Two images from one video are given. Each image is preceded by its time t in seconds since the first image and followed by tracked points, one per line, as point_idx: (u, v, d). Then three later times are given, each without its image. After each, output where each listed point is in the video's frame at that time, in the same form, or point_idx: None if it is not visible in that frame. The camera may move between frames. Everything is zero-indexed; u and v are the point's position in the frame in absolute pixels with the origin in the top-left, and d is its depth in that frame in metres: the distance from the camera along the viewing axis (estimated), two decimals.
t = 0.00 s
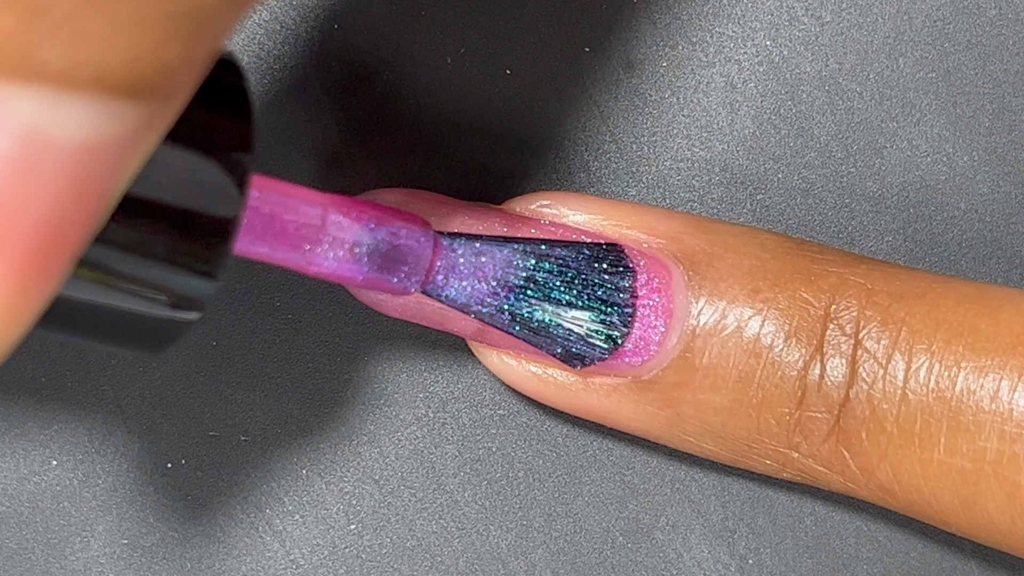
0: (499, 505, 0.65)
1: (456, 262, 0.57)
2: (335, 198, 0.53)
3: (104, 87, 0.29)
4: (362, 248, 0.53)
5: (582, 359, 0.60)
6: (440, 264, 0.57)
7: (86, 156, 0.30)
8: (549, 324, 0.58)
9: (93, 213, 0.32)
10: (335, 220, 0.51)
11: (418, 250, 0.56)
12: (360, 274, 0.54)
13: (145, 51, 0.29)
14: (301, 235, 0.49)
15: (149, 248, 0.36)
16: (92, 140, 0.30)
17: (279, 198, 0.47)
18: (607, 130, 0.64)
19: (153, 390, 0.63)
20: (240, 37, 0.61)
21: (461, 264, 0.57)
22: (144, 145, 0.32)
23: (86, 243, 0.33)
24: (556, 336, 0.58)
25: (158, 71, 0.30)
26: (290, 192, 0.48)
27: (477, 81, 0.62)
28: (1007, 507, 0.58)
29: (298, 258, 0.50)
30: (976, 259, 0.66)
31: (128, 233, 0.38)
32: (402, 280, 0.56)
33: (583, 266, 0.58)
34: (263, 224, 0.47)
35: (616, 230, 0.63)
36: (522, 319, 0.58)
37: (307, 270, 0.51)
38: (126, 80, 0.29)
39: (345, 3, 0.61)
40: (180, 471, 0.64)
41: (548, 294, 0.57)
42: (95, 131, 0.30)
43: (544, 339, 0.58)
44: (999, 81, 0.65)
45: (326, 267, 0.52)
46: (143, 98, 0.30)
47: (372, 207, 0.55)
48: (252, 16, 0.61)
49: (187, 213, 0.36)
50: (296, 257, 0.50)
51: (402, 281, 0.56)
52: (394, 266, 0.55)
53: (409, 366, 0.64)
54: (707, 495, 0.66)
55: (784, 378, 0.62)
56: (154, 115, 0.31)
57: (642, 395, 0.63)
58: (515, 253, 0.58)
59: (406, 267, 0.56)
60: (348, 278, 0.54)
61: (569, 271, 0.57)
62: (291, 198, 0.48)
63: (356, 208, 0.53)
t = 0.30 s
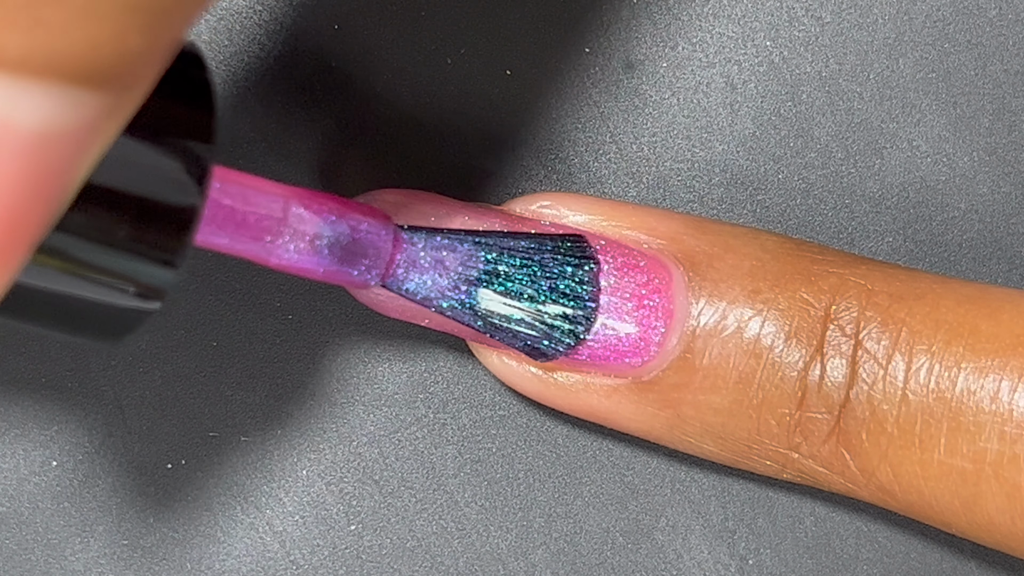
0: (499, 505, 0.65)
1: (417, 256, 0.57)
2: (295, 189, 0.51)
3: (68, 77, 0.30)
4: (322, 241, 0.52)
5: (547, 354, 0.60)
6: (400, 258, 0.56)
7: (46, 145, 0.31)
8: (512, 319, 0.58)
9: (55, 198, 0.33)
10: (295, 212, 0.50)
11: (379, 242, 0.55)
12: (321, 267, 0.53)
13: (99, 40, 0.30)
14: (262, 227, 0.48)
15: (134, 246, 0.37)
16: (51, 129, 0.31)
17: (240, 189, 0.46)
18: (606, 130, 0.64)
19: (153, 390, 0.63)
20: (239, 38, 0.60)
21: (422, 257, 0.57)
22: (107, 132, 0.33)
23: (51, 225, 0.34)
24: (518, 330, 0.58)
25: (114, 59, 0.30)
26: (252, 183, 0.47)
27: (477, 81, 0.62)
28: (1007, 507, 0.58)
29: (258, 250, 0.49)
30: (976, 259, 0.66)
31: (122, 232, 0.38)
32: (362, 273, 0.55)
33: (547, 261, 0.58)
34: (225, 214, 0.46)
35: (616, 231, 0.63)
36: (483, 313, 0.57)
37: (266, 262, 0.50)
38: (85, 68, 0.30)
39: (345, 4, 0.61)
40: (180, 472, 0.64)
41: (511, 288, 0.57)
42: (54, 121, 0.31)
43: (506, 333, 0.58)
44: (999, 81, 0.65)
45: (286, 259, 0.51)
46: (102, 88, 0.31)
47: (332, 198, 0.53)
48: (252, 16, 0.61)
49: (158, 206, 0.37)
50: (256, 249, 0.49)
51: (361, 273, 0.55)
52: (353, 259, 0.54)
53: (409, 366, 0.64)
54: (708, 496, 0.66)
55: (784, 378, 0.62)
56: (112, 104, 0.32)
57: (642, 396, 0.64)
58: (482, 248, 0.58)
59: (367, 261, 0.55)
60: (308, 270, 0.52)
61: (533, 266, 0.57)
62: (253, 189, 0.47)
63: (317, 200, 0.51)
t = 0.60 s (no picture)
0: (499, 505, 0.65)
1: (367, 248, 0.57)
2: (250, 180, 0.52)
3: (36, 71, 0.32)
4: (274, 232, 0.52)
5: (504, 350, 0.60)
6: (352, 251, 0.56)
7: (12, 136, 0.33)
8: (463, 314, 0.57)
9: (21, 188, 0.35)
10: (247, 203, 0.50)
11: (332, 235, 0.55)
12: (273, 258, 0.53)
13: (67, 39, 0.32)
14: (214, 217, 0.49)
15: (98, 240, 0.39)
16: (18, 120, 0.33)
17: (193, 180, 0.47)
18: (606, 130, 0.64)
19: (153, 390, 0.64)
20: (239, 38, 0.61)
21: (370, 249, 0.57)
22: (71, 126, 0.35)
23: (13, 217, 0.36)
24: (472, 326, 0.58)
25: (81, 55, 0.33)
26: (205, 174, 0.48)
27: (476, 80, 0.63)
28: (1007, 508, 0.58)
29: (210, 239, 0.50)
30: (976, 259, 0.66)
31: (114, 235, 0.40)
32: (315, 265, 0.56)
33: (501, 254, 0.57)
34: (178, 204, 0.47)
35: (616, 231, 0.62)
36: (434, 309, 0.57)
37: (218, 251, 0.51)
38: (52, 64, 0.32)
39: (345, 4, 0.61)
40: (181, 471, 0.64)
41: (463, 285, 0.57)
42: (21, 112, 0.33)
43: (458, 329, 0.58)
44: (999, 81, 0.65)
45: (236, 249, 0.52)
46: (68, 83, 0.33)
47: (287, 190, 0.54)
48: (251, 16, 0.61)
49: (119, 197, 0.39)
50: (207, 238, 0.50)
51: (313, 266, 0.55)
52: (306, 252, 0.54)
53: (408, 366, 0.64)
54: (707, 495, 0.66)
55: (785, 379, 0.62)
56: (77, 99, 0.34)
57: (642, 397, 0.63)
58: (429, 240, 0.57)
59: (319, 254, 0.55)
60: (260, 260, 0.53)
61: (490, 261, 0.57)
62: (207, 180, 0.48)
63: (270, 192, 0.52)
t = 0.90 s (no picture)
0: (499, 505, 0.65)
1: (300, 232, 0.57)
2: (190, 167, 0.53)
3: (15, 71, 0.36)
4: (216, 219, 0.53)
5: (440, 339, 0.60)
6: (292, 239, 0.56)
7: None
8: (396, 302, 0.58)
9: None
10: (191, 191, 0.51)
11: (273, 223, 0.56)
12: (211, 245, 0.54)
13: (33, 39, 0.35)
14: (157, 203, 0.50)
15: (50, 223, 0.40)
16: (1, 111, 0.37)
17: (136, 166, 0.48)
18: (607, 130, 0.64)
19: (153, 390, 0.64)
20: (240, 37, 0.61)
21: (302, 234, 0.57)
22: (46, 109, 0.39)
23: None
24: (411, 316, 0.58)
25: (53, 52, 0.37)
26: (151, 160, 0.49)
27: (476, 81, 0.63)
28: (1008, 510, 0.58)
29: (150, 225, 0.51)
30: (976, 259, 0.66)
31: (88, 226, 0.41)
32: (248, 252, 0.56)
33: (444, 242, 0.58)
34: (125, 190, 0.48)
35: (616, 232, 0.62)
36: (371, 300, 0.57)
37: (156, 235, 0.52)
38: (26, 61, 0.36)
39: (345, 4, 0.61)
40: (181, 471, 0.64)
41: (393, 271, 0.57)
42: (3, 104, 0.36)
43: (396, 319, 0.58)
44: (999, 81, 0.65)
45: (178, 236, 0.52)
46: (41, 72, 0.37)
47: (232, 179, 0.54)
48: (252, 16, 0.60)
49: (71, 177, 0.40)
50: (148, 224, 0.51)
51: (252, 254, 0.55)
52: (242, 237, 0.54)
53: (408, 366, 0.64)
54: (707, 495, 0.66)
55: (785, 382, 0.62)
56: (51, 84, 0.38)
57: (643, 399, 0.63)
58: (366, 230, 0.57)
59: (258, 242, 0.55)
60: (200, 248, 0.54)
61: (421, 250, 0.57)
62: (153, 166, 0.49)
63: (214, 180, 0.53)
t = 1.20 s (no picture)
0: (499, 505, 0.65)
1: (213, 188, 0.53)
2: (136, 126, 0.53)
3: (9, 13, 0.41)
4: (95, 168, 0.49)
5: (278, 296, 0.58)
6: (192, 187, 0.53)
7: None
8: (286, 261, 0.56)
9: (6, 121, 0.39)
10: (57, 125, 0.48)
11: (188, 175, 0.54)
12: (102, 184, 0.50)
13: None
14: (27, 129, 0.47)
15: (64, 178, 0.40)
16: None
17: None
18: (607, 129, 0.64)
19: (153, 390, 0.64)
20: (244, 37, 0.63)
21: (217, 193, 0.53)
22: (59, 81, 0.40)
23: None
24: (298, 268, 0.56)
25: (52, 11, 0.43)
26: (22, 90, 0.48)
27: (477, 80, 0.64)
28: (1008, 515, 0.58)
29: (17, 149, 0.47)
30: (976, 259, 0.66)
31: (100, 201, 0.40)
32: (229, 213, 0.54)
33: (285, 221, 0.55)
34: None
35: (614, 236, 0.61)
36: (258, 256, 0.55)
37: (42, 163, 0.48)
38: None
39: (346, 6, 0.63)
40: (181, 472, 0.64)
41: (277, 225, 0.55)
42: None
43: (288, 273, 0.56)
44: (999, 81, 0.65)
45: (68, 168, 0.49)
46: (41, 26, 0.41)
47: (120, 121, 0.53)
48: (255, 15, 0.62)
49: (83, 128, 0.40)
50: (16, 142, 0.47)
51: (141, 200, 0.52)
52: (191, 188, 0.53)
53: (408, 367, 0.64)
54: (708, 496, 0.66)
55: (785, 386, 0.61)
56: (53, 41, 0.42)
57: (642, 402, 0.62)
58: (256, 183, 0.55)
59: (216, 195, 0.53)
60: (87, 184, 0.50)
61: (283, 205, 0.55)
62: (11, 94, 0.47)
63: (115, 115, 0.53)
